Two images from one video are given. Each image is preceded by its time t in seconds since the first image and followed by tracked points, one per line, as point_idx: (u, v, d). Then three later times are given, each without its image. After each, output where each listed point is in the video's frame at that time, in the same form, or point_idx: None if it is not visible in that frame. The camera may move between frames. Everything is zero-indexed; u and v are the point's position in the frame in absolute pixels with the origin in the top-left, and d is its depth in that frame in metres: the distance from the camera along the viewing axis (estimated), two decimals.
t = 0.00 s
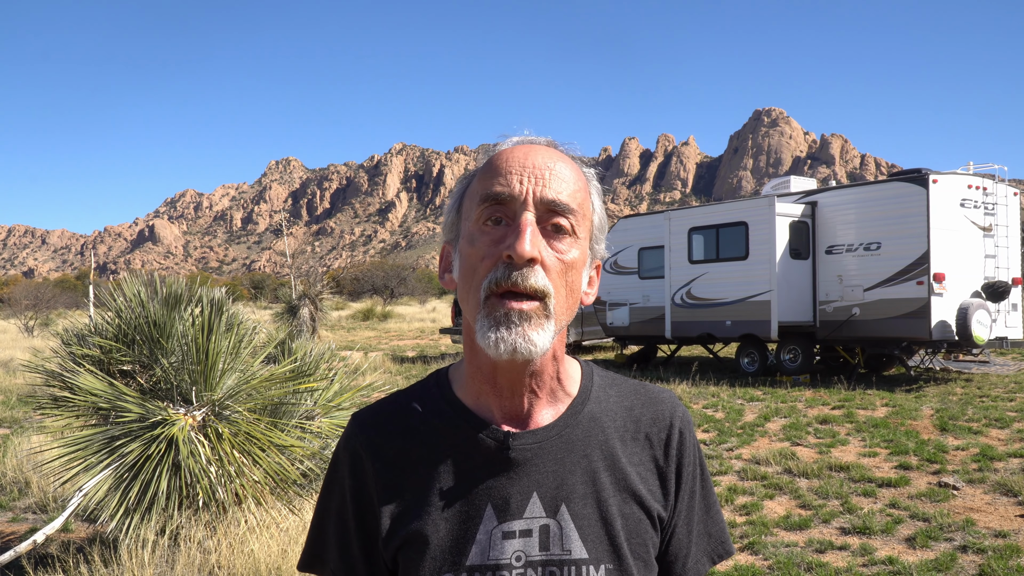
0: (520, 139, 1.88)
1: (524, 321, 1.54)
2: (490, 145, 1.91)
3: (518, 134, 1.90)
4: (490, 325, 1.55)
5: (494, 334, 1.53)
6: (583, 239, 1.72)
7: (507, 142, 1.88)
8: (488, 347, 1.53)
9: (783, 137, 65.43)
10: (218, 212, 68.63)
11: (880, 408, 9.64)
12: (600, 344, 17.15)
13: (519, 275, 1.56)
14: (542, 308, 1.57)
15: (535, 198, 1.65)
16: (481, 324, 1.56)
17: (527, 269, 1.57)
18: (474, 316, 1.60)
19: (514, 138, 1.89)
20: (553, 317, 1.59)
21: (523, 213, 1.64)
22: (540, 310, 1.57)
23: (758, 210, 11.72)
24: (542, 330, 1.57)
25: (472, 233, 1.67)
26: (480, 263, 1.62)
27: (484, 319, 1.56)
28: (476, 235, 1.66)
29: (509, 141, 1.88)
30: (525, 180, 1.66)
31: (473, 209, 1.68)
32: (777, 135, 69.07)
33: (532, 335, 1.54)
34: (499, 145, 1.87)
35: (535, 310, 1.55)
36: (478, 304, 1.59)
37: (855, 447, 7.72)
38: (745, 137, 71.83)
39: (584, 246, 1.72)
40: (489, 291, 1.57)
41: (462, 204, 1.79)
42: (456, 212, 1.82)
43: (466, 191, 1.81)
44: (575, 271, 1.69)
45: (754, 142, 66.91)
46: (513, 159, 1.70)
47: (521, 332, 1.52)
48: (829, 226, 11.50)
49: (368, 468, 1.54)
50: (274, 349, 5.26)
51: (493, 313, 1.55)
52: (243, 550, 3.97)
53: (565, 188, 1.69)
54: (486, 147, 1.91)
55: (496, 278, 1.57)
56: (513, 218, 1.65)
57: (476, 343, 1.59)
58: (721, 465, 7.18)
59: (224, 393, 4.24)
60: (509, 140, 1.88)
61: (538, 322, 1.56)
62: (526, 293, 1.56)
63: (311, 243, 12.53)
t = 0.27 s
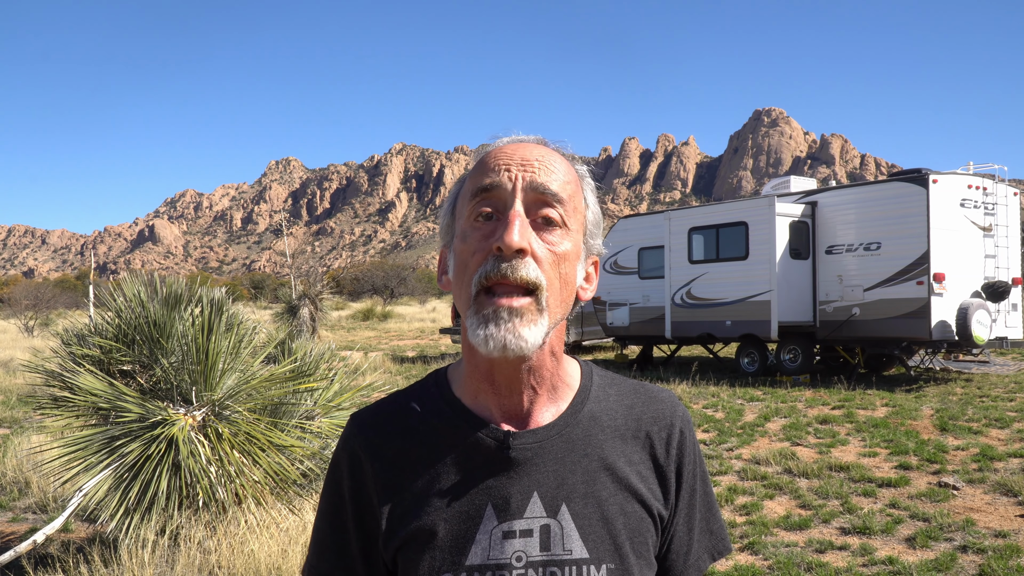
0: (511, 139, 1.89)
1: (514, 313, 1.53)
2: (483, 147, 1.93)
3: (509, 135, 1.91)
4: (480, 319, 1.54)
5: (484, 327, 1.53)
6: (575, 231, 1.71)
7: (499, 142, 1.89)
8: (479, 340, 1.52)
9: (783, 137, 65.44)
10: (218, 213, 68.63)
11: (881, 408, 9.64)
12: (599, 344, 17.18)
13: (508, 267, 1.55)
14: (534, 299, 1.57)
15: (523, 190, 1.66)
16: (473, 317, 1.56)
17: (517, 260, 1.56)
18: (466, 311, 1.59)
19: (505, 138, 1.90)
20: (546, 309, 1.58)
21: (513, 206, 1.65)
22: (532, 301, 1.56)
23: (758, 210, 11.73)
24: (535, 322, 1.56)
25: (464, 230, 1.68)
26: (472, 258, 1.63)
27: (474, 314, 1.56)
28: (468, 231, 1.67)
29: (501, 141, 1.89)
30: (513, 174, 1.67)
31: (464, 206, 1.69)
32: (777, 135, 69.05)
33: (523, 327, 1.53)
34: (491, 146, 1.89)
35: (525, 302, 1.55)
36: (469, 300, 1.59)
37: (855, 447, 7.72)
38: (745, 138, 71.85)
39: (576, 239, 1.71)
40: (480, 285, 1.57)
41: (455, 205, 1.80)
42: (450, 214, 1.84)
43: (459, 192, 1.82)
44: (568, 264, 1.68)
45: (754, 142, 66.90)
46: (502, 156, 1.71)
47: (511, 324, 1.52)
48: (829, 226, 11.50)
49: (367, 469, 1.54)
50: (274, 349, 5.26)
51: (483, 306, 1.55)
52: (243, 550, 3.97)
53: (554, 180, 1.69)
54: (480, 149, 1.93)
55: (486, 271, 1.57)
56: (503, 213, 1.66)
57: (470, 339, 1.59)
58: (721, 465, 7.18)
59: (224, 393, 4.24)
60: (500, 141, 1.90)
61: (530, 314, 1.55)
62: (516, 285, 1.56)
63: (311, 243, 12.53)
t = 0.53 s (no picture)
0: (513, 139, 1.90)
1: (507, 313, 1.53)
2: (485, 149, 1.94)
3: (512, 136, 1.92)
4: (474, 319, 1.55)
5: (476, 328, 1.53)
6: (571, 231, 1.70)
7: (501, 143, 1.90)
8: (471, 341, 1.52)
9: (783, 137, 65.43)
10: (218, 212, 68.63)
11: (881, 408, 9.64)
12: (599, 344, 17.19)
13: (500, 267, 1.55)
14: (526, 300, 1.56)
15: (517, 191, 1.66)
16: (467, 319, 1.56)
17: (509, 261, 1.56)
18: (463, 312, 1.60)
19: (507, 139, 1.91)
20: (540, 309, 1.57)
21: (507, 207, 1.65)
22: (525, 301, 1.55)
23: (758, 210, 11.72)
24: (528, 322, 1.55)
25: (461, 232, 1.69)
26: (467, 260, 1.63)
27: (469, 315, 1.56)
28: (464, 233, 1.68)
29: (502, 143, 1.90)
30: (508, 176, 1.68)
31: (461, 209, 1.71)
32: (777, 135, 69.05)
33: (514, 327, 1.52)
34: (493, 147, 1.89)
35: (518, 302, 1.54)
36: (465, 301, 1.60)
37: (855, 447, 7.72)
38: (745, 137, 71.86)
39: (573, 238, 1.70)
40: (474, 286, 1.57)
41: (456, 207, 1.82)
42: (452, 216, 1.85)
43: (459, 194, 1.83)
44: (564, 263, 1.66)
45: (754, 142, 66.90)
46: (497, 157, 1.72)
47: (503, 324, 1.51)
48: (829, 226, 11.50)
49: (368, 467, 1.54)
50: (274, 349, 5.25)
51: (477, 307, 1.55)
52: (243, 550, 3.97)
53: (549, 180, 1.69)
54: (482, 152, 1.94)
55: (480, 272, 1.57)
56: (498, 214, 1.66)
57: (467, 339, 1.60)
58: (721, 465, 7.18)
59: (224, 393, 4.24)
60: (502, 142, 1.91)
61: (522, 314, 1.54)
62: (509, 285, 1.55)
63: (311, 243, 12.52)
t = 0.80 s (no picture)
0: (520, 138, 1.90)
1: (503, 315, 1.53)
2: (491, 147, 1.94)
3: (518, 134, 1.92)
4: (471, 320, 1.55)
5: (473, 329, 1.53)
6: (573, 233, 1.70)
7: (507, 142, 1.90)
8: (468, 342, 1.53)
9: (783, 137, 65.44)
10: (218, 213, 68.64)
11: (881, 408, 9.64)
12: (599, 344, 17.19)
13: (497, 268, 1.56)
14: (523, 301, 1.56)
15: (518, 192, 1.66)
16: (465, 319, 1.57)
17: (506, 262, 1.56)
18: (461, 312, 1.60)
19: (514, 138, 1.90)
20: (537, 310, 1.57)
21: (507, 209, 1.65)
22: (522, 303, 1.55)
23: (758, 210, 11.72)
24: (524, 323, 1.55)
25: (463, 232, 1.70)
26: (467, 260, 1.64)
27: (467, 315, 1.57)
28: (465, 233, 1.69)
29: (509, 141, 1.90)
30: (509, 176, 1.68)
31: (463, 208, 1.72)
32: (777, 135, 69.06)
33: (510, 327, 1.52)
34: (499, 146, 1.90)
35: (515, 303, 1.54)
36: (464, 301, 1.61)
37: (854, 447, 7.73)
38: (745, 138, 71.86)
39: (575, 240, 1.70)
40: (472, 286, 1.58)
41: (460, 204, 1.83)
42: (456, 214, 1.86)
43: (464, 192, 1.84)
44: (564, 265, 1.66)
45: (754, 142, 66.90)
46: (500, 157, 1.73)
47: (499, 325, 1.51)
48: (829, 226, 11.50)
49: (370, 466, 1.54)
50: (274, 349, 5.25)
51: (474, 308, 1.56)
52: (243, 550, 3.97)
53: (550, 182, 1.68)
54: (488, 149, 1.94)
55: (477, 273, 1.58)
56: (498, 214, 1.67)
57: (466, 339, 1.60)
58: (721, 465, 7.18)
59: (224, 393, 4.24)
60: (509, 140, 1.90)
61: (519, 315, 1.54)
62: (505, 286, 1.56)
63: (311, 243, 12.52)
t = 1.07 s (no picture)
0: (521, 138, 1.89)
1: (511, 319, 1.53)
2: (491, 147, 1.94)
3: (519, 134, 1.91)
4: (477, 323, 1.55)
5: (479, 332, 1.53)
6: (577, 236, 1.70)
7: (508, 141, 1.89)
8: (475, 345, 1.53)
9: (784, 137, 65.44)
10: (218, 213, 68.65)
11: (881, 408, 9.64)
12: (599, 344, 17.19)
13: (503, 272, 1.56)
14: (529, 305, 1.56)
15: (524, 196, 1.66)
16: (470, 322, 1.56)
17: (513, 266, 1.56)
18: (466, 315, 1.60)
19: (515, 138, 1.90)
20: (543, 314, 1.57)
21: (513, 212, 1.65)
22: (529, 307, 1.55)
23: (758, 210, 11.72)
24: (531, 327, 1.55)
25: (466, 234, 1.69)
26: (472, 262, 1.63)
27: (472, 318, 1.56)
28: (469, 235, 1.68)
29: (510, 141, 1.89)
30: (515, 179, 1.68)
31: (467, 210, 1.71)
32: (777, 135, 69.06)
33: (517, 330, 1.52)
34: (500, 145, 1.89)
35: (522, 307, 1.54)
36: (468, 303, 1.60)
37: (854, 447, 7.73)
38: (745, 138, 71.86)
39: (578, 243, 1.70)
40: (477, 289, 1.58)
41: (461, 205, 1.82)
42: (457, 214, 1.85)
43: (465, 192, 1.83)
44: (569, 269, 1.67)
45: (754, 142, 66.89)
46: (505, 159, 1.72)
47: (506, 329, 1.51)
48: (829, 226, 11.50)
49: (369, 467, 1.54)
50: (274, 349, 5.25)
51: (480, 311, 1.56)
52: (243, 550, 3.97)
53: (555, 186, 1.69)
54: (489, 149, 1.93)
55: (484, 276, 1.58)
56: (504, 218, 1.66)
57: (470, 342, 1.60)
58: (721, 465, 7.18)
59: (224, 393, 4.24)
60: (510, 140, 1.90)
61: (525, 319, 1.54)
62: (513, 290, 1.55)
63: (311, 243, 12.52)
